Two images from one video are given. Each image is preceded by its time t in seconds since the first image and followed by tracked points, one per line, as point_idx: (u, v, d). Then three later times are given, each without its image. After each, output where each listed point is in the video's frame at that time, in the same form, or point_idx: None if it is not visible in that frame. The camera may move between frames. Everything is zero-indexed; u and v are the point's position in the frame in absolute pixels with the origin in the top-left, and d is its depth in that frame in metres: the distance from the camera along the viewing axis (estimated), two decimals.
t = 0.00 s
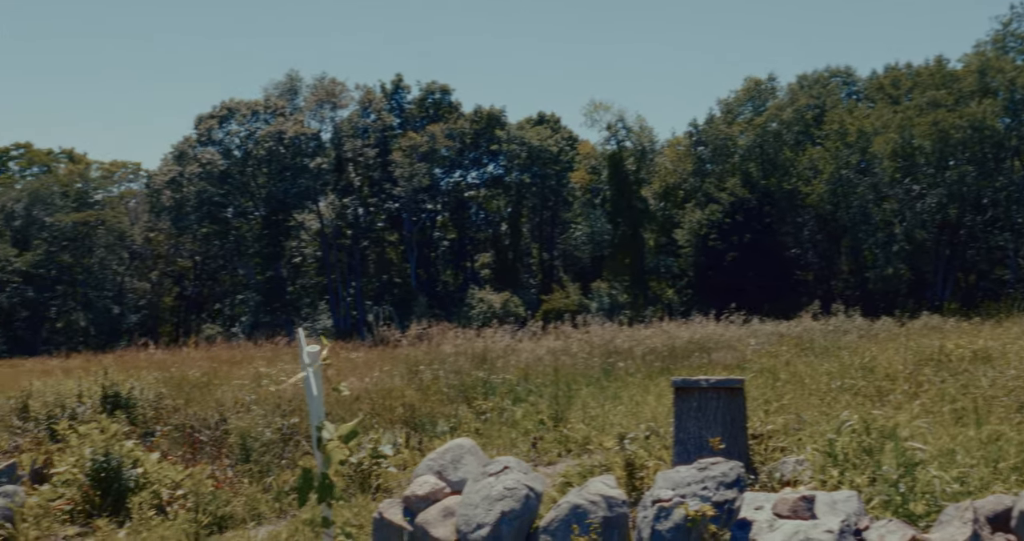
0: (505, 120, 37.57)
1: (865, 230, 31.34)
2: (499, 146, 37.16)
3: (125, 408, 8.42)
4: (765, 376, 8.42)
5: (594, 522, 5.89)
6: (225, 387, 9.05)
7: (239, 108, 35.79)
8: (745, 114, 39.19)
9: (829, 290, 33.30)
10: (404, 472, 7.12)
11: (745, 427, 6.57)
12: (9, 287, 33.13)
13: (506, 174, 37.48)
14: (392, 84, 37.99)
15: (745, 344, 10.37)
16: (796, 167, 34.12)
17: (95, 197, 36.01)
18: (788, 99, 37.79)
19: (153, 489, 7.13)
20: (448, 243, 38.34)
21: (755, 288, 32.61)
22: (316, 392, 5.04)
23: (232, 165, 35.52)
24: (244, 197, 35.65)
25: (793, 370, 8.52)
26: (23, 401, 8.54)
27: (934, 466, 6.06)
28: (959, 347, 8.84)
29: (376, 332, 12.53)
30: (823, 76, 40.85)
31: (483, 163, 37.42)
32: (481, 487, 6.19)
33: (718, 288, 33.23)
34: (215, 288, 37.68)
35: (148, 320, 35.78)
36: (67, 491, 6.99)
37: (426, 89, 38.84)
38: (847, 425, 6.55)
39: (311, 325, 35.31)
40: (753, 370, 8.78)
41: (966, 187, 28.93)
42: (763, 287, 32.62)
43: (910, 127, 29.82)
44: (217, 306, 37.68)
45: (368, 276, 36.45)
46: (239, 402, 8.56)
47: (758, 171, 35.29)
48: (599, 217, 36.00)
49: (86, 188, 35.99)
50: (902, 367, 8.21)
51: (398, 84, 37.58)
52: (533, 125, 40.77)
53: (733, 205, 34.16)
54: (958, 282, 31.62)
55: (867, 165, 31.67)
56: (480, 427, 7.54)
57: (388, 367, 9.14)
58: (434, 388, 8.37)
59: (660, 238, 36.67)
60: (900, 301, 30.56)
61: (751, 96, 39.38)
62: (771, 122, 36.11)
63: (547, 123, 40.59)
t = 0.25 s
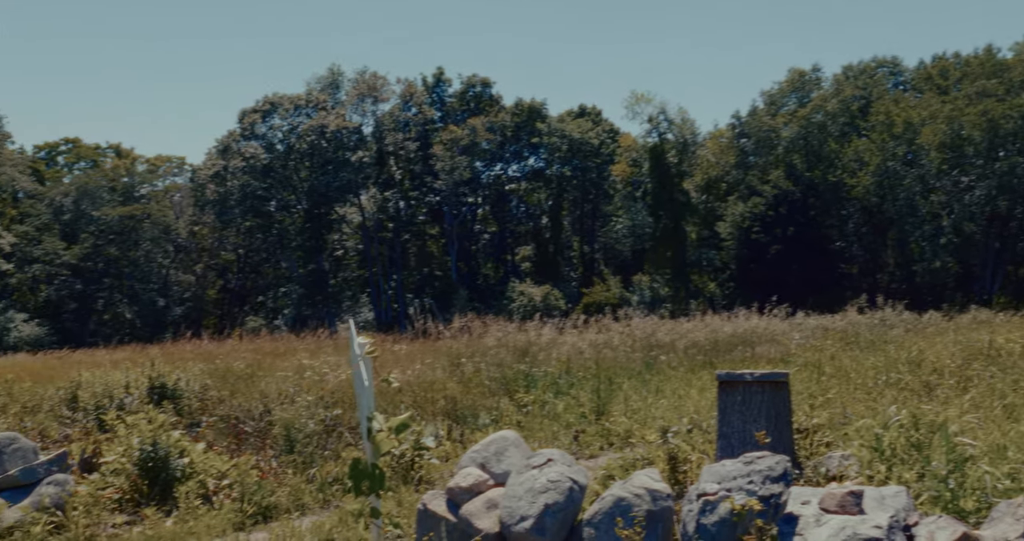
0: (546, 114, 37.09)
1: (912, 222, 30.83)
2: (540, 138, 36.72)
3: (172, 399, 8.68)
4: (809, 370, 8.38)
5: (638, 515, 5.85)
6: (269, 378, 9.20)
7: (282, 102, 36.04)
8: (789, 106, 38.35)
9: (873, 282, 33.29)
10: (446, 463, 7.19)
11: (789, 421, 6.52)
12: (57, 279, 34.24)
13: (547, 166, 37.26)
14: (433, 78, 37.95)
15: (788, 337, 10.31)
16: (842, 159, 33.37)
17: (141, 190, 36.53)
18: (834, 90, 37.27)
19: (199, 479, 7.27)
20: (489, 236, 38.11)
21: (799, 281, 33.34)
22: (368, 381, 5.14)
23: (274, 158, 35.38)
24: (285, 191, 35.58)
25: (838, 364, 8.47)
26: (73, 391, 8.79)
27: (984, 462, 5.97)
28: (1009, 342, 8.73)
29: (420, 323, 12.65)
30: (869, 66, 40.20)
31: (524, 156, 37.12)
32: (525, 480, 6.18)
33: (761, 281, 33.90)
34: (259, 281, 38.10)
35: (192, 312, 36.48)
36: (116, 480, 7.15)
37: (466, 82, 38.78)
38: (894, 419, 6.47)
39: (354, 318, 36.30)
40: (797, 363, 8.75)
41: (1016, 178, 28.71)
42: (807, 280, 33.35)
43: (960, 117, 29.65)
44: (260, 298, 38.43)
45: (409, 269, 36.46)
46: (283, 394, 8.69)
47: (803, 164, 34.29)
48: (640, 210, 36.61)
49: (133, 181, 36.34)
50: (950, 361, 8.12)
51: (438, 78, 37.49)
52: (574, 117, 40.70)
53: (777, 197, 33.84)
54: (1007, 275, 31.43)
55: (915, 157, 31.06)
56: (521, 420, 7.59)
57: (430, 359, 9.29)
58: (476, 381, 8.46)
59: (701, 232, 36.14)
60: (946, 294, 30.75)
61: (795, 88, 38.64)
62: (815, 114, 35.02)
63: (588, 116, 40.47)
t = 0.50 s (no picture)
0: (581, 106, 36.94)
1: (951, 214, 30.47)
2: (574, 130, 36.68)
3: (209, 389, 8.80)
4: (846, 364, 8.31)
5: (675, 508, 5.81)
6: (305, 369, 9.30)
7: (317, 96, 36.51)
8: (826, 97, 37.99)
9: (912, 276, 32.67)
10: (480, 455, 7.24)
11: (827, 414, 6.46)
12: (97, 271, 34.56)
13: (581, 158, 37.16)
14: (468, 70, 37.88)
15: (825, 331, 10.24)
16: (880, 151, 33.13)
17: (178, 182, 36.30)
18: (873, 81, 36.85)
19: (236, 468, 7.36)
20: (522, 229, 37.85)
21: (836, 276, 32.52)
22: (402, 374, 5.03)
23: (310, 151, 36.00)
24: (321, 183, 36.13)
25: (876, 357, 8.40)
26: (113, 381, 8.98)
27: None
28: None
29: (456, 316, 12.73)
30: (908, 57, 39.72)
31: (558, 148, 37.07)
32: (561, 471, 6.16)
33: (798, 275, 33.10)
34: (294, 273, 38.29)
35: (229, 303, 36.63)
36: (155, 468, 7.26)
37: (500, 74, 38.73)
38: (934, 414, 6.39)
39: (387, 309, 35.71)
40: (833, 357, 8.69)
41: None
42: (843, 274, 32.48)
43: (1001, 108, 29.66)
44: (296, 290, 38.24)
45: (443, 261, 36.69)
46: (319, 385, 8.79)
47: (840, 154, 34.00)
48: (674, 203, 37.17)
49: (169, 173, 36.17)
50: (992, 356, 8.02)
51: (472, 70, 37.40)
52: (608, 109, 40.65)
53: (813, 189, 33.20)
54: None
55: (955, 148, 30.76)
56: (556, 413, 7.62)
57: (464, 351, 9.39)
58: (510, 373, 8.52)
59: (737, 224, 36.10)
60: (987, 287, 29.93)
61: (833, 79, 38.20)
62: (853, 105, 34.88)
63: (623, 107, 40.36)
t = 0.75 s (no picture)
0: (616, 98, 36.96)
1: (994, 207, 29.89)
2: (608, 124, 36.73)
3: (246, 381, 8.88)
4: (885, 359, 8.25)
5: (713, 503, 5.78)
6: (340, 362, 9.39)
7: (352, 90, 37.12)
8: (864, 88, 37.72)
9: (954, 271, 31.78)
10: (515, 448, 7.29)
11: (866, 410, 6.40)
12: (136, 264, 34.87)
13: (616, 152, 37.15)
14: (501, 64, 37.81)
15: (864, 325, 10.14)
16: (919, 143, 32.89)
17: (215, 176, 37.32)
18: (912, 73, 36.45)
19: (274, 460, 7.44)
20: (557, 222, 37.82)
21: (874, 269, 32.60)
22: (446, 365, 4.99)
23: (344, 145, 36.89)
24: (356, 176, 36.99)
25: (917, 353, 8.32)
26: (152, 373, 9.13)
27: None
28: None
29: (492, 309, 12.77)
30: (949, 47, 39.04)
31: (592, 141, 37.11)
32: (598, 466, 6.16)
33: (836, 268, 33.27)
34: (330, 266, 39.31)
35: (265, 296, 37.22)
36: (194, 459, 7.38)
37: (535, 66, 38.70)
38: (977, 412, 6.32)
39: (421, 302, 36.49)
40: (871, 352, 8.63)
41: None
42: (882, 267, 32.50)
43: None
44: (331, 283, 39.34)
45: (477, 254, 36.58)
46: (354, 377, 8.87)
47: (878, 147, 33.79)
48: (710, 196, 36.93)
49: (207, 167, 37.05)
50: None
51: (507, 63, 37.34)
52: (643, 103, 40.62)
53: (851, 182, 33.44)
54: None
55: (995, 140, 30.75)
56: (591, 407, 7.64)
57: (496, 346, 9.41)
58: (545, 366, 8.58)
59: (774, 218, 36.15)
60: None
61: (872, 70, 37.91)
62: (892, 97, 34.59)
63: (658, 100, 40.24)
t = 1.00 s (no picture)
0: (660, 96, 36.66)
1: None
2: (653, 122, 36.57)
3: (293, 380, 8.99)
4: (937, 359, 8.12)
5: (764, 505, 5.72)
6: (386, 360, 9.47)
7: (396, 89, 36.39)
8: (914, 83, 37.25)
9: (1010, 270, 30.84)
10: (561, 447, 7.30)
11: (919, 411, 6.30)
12: (185, 264, 35.66)
13: (660, 150, 37.02)
14: (546, 62, 37.61)
15: (915, 325, 9.98)
16: (972, 139, 32.31)
17: (263, 177, 39.40)
18: (963, 68, 35.85)
19: (321, 458, 7.51)
20: (600, 221, 37.61)
21: (925, 267, 31.85)
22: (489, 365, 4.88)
23: (390, 145, 36.27)
24: (401, 176, 36.51)
25: (971, 353, 8.17)
26: (202, 371, 9.29)
27: None
28: None
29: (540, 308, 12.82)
30: (1002, 40, 38.03)
31: (637, 139, 36.82)
32: (646, 466, 6.12)
33: (885, 266, 32.68)
34: (375, 265, 39.59)
35: (311, 295, 38.26)
36: (243, 457, 7.46)
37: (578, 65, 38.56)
38: None
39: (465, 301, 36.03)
40: (923, 352, 8.50)
41: None
42: (933, 265, 31.75)
43: None
44: (376, 282, 39.56)
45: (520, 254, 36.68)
46: (400, 375, 8.94)
47: (929, 143, 33.15)
48: (755, 194, 36.92)
49: (255, 169, 39.20)
50: None
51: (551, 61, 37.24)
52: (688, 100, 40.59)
53: (902, 178, 32.68)
54: None
55: None
56: (637, 406, 7.64)
57: (539, 345, 9.45)
58: (591, 366, 8.60)
59: (820, 215, 35.94)
60: None
61: (921, 65, 37.48)
62: (942, 92, 34.18)
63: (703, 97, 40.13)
